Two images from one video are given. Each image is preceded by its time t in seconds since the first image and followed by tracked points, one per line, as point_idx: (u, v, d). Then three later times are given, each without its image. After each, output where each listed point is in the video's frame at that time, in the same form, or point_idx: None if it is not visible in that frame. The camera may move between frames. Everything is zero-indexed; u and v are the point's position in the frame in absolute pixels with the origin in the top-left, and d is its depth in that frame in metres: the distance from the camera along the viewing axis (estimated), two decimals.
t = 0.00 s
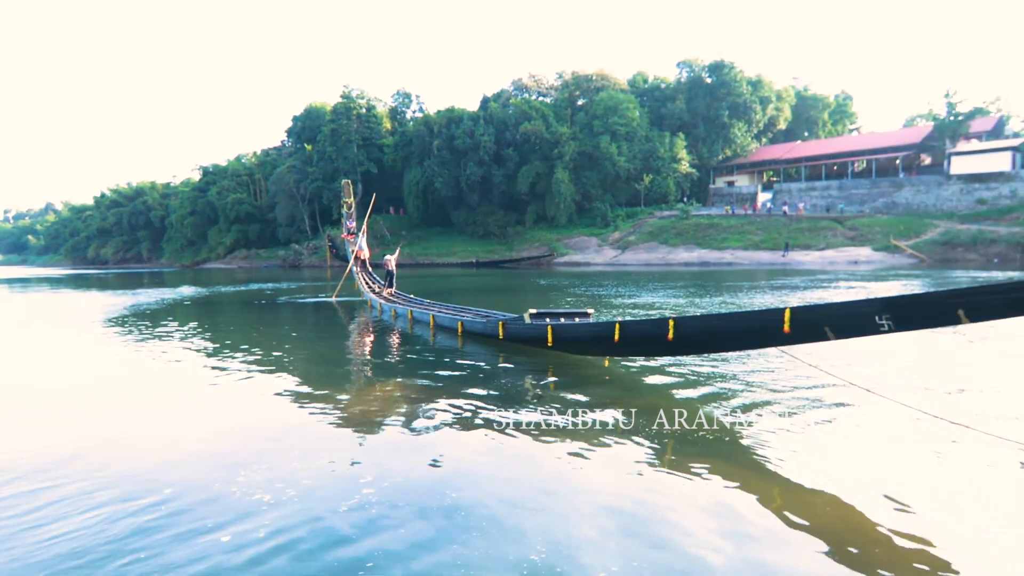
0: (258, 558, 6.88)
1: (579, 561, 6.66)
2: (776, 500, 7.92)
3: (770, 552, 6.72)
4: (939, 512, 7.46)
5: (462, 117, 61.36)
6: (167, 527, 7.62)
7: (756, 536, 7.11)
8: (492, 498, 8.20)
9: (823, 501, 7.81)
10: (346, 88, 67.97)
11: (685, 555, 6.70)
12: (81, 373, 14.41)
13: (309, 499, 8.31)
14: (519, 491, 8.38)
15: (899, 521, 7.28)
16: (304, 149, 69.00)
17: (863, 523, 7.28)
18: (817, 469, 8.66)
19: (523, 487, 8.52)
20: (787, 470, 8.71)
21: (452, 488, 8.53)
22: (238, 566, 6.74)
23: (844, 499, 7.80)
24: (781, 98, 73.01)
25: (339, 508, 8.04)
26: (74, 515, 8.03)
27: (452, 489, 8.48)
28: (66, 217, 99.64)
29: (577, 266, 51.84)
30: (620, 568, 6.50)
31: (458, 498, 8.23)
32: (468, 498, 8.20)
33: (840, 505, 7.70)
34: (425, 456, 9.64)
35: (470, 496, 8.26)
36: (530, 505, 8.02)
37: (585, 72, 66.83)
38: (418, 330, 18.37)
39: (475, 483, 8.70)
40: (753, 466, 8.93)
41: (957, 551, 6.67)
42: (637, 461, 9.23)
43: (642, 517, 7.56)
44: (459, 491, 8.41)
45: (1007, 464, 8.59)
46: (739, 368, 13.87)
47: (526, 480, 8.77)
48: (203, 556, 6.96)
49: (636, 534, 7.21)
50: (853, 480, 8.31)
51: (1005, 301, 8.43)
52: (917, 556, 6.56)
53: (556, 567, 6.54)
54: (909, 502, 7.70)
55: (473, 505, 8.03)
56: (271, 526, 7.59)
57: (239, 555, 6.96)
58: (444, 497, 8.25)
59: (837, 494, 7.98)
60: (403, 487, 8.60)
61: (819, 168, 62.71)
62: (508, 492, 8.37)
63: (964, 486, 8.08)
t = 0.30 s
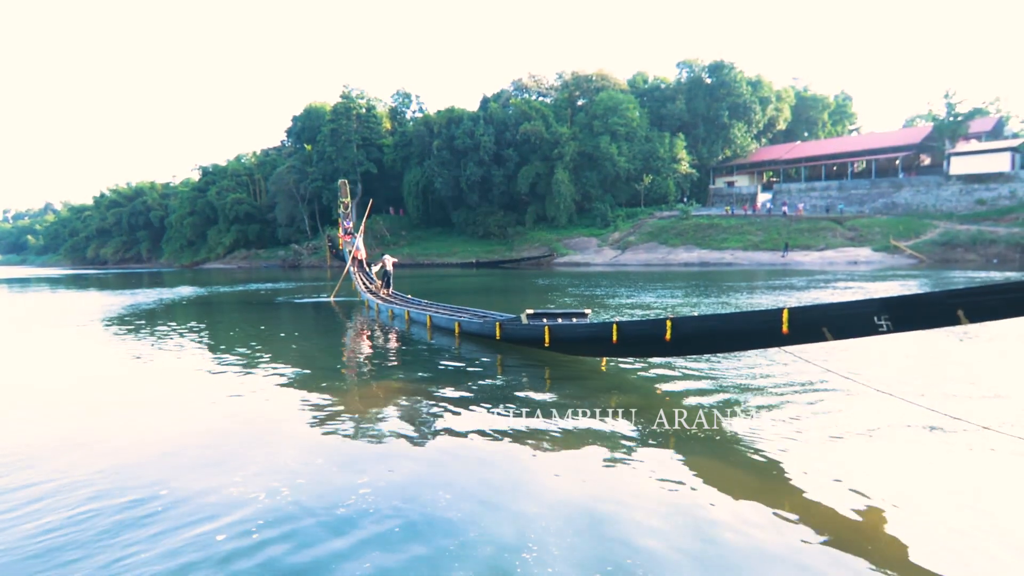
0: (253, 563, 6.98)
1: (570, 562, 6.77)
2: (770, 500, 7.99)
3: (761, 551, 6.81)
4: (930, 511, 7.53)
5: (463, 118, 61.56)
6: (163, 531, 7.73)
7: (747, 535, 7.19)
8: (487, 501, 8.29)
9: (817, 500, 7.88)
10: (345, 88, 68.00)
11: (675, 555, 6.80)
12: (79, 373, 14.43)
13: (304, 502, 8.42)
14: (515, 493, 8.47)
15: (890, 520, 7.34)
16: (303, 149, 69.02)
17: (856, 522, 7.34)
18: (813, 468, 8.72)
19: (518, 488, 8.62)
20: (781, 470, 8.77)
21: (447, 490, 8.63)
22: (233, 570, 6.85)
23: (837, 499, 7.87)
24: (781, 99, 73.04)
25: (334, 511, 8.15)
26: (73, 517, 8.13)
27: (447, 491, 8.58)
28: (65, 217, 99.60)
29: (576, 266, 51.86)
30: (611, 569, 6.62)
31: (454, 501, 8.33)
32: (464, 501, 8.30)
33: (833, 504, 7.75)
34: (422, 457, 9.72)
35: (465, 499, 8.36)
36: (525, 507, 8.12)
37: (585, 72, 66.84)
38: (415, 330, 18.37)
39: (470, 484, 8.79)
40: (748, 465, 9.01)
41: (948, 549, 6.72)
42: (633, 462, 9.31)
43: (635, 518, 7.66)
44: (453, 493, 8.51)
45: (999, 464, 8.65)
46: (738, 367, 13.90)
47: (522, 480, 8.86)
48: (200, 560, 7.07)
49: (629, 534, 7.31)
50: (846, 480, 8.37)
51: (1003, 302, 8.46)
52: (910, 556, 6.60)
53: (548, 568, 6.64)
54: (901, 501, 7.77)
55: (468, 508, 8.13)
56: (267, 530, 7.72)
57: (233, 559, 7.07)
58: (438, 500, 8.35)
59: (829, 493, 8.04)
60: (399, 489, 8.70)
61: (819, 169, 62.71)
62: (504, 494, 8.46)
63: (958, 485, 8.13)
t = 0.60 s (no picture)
0: (249, 562, 7.01)
1: (565, 560, 6.80)
2: (769, 500, 8.00)
3: (757, 551, 6.83)
4: (929, 512, 7.52)
5: (462, 118, 61.64)
6: (160, 531, 7.77)
7: (740, 534, 7.22)
8: (482, 499, 8.32)
9: (816, 501, 7.89)
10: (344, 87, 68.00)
11: (669, 555, 6.82)
12: (74, 372, 14.39)
13: (302, 500, 8.46)
14: (510, 491, 8.50)
15: (887, 521, 7.35)
16: (302, 149, 68.97)
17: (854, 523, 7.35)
18: (811, 469, 8.74)
19: (514, 487, 8.64)
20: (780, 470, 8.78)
21: (443, 488, 8.66)
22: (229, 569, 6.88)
23: (835, 499, 7.88)
24: (780, 98, 72.96)
25: (330, 509, 8.19)
26: (71, 517, 8.17)
27: (443, 490, 8.62)
28: (65, 217, 99.44)
29: (575, 266, 51.82)
30: (605, 568, 6.64)
31: (449, 499, 8.36)
32: (460, 499, 8.34)
33: (832, 505, 7.77)
34: (420, 456, 9.75)
35: (461, 498, 8.39)
36: (521, 505, 8.14)
37: (583, 72, 66.85)
38: (410, 330, 18.35)
39: (466, 484, 8.83)
40: (743, 465, 9.04)
41: (946, 550, 6.73)
42: (629, 462, 9.32)
43: (630, 518, 7.68)
44: (449, 493, 8.53)
45: (997, 463, 8.67)
46: (737, 368, 13.90)
47: (519, 479, 8.89)
48: (190, 559, 7.13)
49: (625, 533, 7.34)
50: (844, 480, 8.39)
51: (1002, 301, 8.45)
52: (910, 557, 6.60)
53: (544, 567, 6.68)
54: (899, 502, 7.78)
55: (464, 506, 8.16)
56: (264, 528, 7.75)
57: (230, 557, 7.12)
58: (434, 499, 8.39)
59: (827, 493, 8.05)
60: (395, 488, 8.73)
61: (817, 169, 62.64)
62: (499, 493, 8.50)
63: (956, 486, 8.13)
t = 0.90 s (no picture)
0: (243, 561, 7.08)
1: (558, 562, 6.85)
2: (768, 502, 8.02)
3: (752, 554, 6.86)
4: (924, 514, 7.56)
5: (461, 117, 61.63)
6: (156, 529, 7.82)
7: (732, 536, 7.29)
8: (476, 501, 8.38)
9: (813, 503, 7.90)
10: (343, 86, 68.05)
11: (662, 558, 6.87)
12: (74, 372, 14.34)
13: (299, 500, 8.51)
14: (506, 494, 8.54)
15: (880, 522, 7.39)
16: (301, 148, 68.95)
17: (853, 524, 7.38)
18: (810, 472, 8.76)
19: (510, 489, 8.69)
20: (780, 472, 8.81)
21: (439, 490, 8.71)
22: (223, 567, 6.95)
23: (831, 501, 7.91)
24: (780, 98, 72.92)
25: (325, 510, 8.24)
26: (67, 512, 8.31)
27: (439, 492, 8.66)
28: (64, 216, 99.39)
29: (574, 266, 51.82)
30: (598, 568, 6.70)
31: (443, 501, 8.41)
32: (455, 501, 8.39)
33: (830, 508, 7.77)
34: (420, 458, 9.79)
35: (456, 499, 8.43)
36: (516, 507, 8.19)
37: (582, 71, 66.85)
38: (407, 330, 18.34)
39: (462, 485, 8.88)
40: (740, 467, 9.09)
41: (943, 553, 6.74)
42: (627, 463, 9.35)
43: (626, 520, 7.72)
44: (445, 494, 8.58)
45: (990, 467, 8.69)
46: (740, 368, 13.91)
47: (515, 482, 8.93)
48: (178, 555, 7.24)
49: (619, 536, 7.37)
50: (843, 483, 8.41)
51: (1001, 302, 8.48)
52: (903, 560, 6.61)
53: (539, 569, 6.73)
54: (894, 503, 7.81)
55: (458, 507, 8.21)
56: (261, 528, 7.81)
57: (226, 556, 7.18)
58: (427, 500, 8.44)
59: (826, 495, 8.07)
60: (392, 490, 8.76)
61: (817, 168, 62.54)
62: (493, 494, 8.55)
63: (954, 488, 8.14)
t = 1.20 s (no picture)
0: (241, 560, 7.07)
1: (557, 561, 6.85)
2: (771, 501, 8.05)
3: (752, 553, 6.88)
4: (923, 514, 7.58)
5: (465, 117, 61.72)
6: (156, 529, 7.81)
7: (729, 534, 7.33)
8: (479, 500, 8.38)
9: (816, 504, 7.92)
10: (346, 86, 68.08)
11: (664, 556, 6.88)
12: (77, 372, 14.31)
13: (300, 500, 8.50)
14: (509, 493, 8.54)
15: (877, 522, 7.44)
16: (304, 148, 68.94)
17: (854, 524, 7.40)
18: (814, 472, 8.79)
19: (514, 489, 8.69)
20: (784, 472, 8.84)
21: (442, 489, 8.71)
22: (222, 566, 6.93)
23: (833, 501, 7.94)
24: (782, 98, 73.10)
25: (327, 509, 8.24)
26: (67, 508, 8.41)
27: (442, 491, 8.67)
28: (65, 215, 99.14)
29: (577, 266, 51.93)
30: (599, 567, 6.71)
31: (446, 500, 8.40)
32: (458, 500, 8.39)
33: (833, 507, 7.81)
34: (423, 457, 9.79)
35: (459, 499, 8.43)
36: (519, 506, 8.20)
37: (585, 72, 66.95)
38: (408, 330, 18.32)
39: (465, 484, 8.88)
40: (742, 467, 9.12)
41: (946, 555, 6.74)
42: (631, 463, 9.37)
43: (628, 518, 7.74)
44: (448, 493, 8.57)
45: (989, 468, 8.71)
46: (744, 369, 13.97)
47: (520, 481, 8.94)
48: (167, 552, 7.28)
49: (622, 535, 7.39)
50: (844, 482, 8.45)
51: (1005, 303, 8.49)
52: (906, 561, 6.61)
53: (540, 568, 6.73)
54: (895, 505, 7.84)
55: (461, 507, 8.20)
56: (261, 526, 7.81)
57: (223, 555, 7.18)
58: (429, 500, 8.44)
59: (827, 495, 8.10)
60: (395, 489, 8.75)
61: (819, 168, 62.72)
62: (497, 493, 8.55)
63: (957, 489, 8.15)
